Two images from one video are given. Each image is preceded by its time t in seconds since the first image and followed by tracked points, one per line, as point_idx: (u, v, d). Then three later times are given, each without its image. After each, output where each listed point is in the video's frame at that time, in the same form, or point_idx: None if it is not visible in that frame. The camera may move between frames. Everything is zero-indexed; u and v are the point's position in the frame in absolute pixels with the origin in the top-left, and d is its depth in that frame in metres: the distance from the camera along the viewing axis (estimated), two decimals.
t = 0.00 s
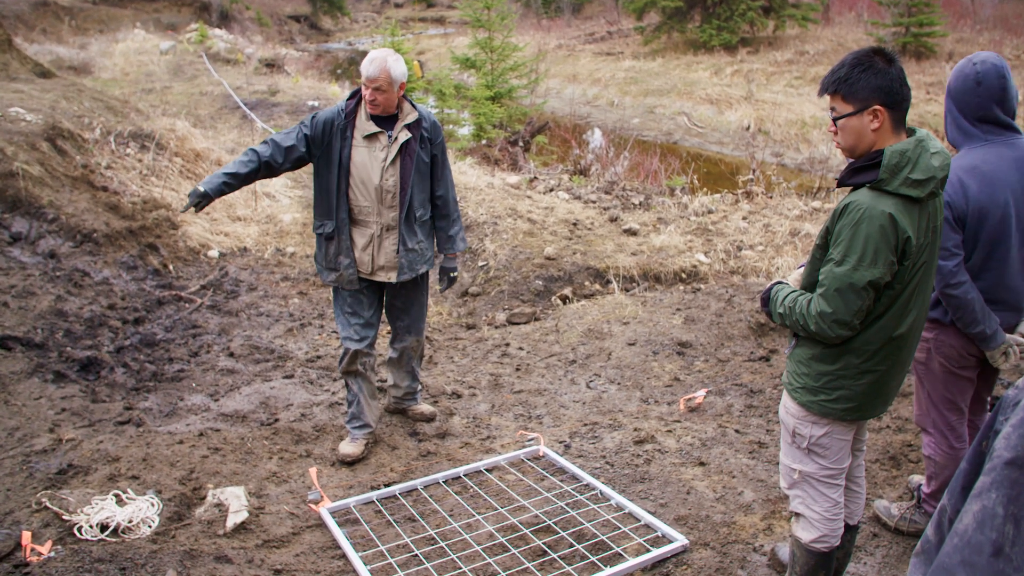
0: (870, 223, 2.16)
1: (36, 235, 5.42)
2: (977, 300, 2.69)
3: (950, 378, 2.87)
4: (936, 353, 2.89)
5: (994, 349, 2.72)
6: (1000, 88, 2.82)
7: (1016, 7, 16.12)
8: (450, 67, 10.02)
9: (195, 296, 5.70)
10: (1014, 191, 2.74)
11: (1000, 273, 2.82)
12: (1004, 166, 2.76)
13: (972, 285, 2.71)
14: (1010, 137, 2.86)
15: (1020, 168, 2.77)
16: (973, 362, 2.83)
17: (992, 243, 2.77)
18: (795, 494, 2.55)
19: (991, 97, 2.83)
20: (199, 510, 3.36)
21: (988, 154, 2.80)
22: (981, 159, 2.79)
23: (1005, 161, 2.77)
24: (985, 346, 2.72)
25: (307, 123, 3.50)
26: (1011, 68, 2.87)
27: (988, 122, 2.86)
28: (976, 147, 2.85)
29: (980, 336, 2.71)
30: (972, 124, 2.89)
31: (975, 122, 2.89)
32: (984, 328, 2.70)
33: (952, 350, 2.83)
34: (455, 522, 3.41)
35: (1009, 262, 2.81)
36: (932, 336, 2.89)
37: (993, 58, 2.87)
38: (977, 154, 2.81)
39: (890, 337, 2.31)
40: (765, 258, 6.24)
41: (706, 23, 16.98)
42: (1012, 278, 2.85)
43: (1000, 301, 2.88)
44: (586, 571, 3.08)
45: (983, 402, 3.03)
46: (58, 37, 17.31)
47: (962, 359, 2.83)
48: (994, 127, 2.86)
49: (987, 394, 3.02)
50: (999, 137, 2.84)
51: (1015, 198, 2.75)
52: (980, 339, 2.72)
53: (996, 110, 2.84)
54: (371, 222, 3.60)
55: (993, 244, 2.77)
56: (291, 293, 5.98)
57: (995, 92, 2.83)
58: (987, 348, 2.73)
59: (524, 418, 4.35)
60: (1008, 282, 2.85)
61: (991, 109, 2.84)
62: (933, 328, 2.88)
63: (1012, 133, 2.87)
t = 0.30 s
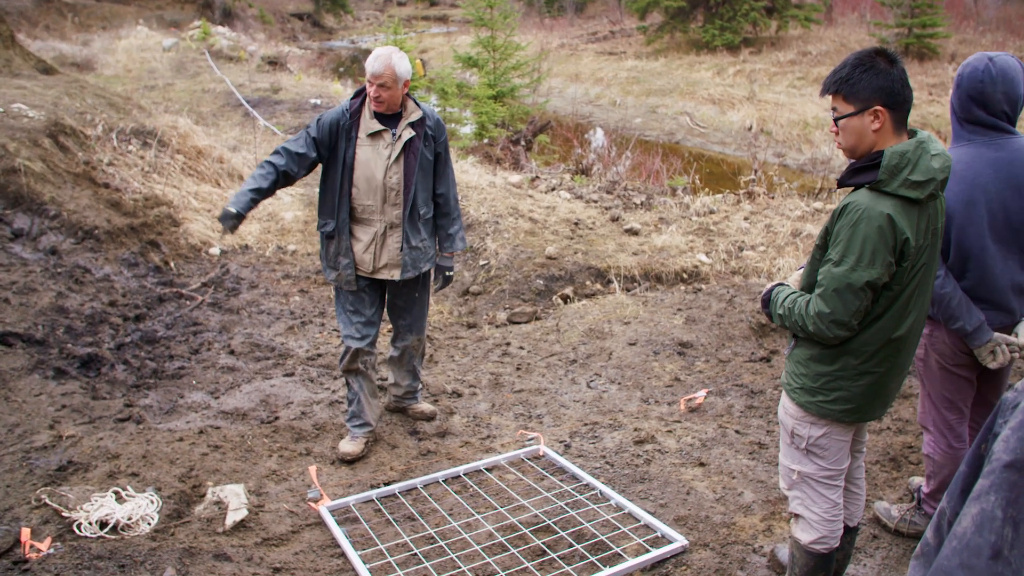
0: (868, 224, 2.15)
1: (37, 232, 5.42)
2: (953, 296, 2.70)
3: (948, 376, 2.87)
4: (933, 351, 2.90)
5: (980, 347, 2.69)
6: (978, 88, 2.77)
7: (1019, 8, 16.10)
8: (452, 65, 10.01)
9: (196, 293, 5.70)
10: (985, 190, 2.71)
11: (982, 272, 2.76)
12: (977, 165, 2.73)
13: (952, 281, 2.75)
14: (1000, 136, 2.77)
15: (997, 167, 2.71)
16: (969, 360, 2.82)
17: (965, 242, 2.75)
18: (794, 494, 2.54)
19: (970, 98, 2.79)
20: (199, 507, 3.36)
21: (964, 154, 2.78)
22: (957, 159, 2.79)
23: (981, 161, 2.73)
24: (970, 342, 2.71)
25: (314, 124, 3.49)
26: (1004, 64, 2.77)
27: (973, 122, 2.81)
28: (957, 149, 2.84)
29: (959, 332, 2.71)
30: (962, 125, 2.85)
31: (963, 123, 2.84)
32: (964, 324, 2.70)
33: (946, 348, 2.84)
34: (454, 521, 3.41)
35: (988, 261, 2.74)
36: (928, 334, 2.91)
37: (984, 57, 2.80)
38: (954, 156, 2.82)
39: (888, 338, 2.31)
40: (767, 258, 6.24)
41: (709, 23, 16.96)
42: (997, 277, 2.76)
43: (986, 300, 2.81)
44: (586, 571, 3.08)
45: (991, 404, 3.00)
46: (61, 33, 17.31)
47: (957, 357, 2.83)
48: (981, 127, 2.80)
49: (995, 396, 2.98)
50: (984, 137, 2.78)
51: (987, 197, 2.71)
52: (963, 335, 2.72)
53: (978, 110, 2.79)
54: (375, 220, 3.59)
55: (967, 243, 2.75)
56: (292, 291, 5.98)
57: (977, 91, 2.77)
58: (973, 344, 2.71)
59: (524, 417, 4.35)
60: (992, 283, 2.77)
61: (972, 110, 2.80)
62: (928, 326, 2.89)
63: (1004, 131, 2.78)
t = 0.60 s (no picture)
0: (866, 222, 2.16)
1: (38, 231, 5.42)
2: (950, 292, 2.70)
3: (947, 373, 2.88)
4: (932, 348, 2.91)
5: (978, 343, 2.69)
6: (973, 86, 2.78)
7: (1020, 7, 16.09)
8: (452, 64, 10.01)
9: (197, 293, 5.70)
10: (981, 187, 2.71)
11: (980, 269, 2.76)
12: (973, 163, 2.74)
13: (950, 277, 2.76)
14: (996, 134, 2.77)
15: (993, 164, 2.71)
16: (968, 358, 2.82)
17: (963, 238, 2.75)
18: (794, 493, 2.54)
19: (966, 96, 2.80)
20: (199, 507, 3.36)
21: (960, 152, 2.79)
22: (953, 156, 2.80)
23: (977, 159, 2.74)
24: (968, 339, 2.70)
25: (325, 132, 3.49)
26: (999, 62, 2.77)
27: (968, 120, 2.82)
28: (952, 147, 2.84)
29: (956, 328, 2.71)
30: (959, 124, 2.85)
31: (960, 121, 2.85)
32: (962, 320, 2.69)
33: (945, 345, 2.84)
34: (454, 520, 3.41)
35: (985, 257, 2.74)
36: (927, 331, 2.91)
37: (978, 55, 2.81)
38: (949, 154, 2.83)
39: (886, 337, 2.31)
40: (767, 257, 6.24)
41: (709, 23, 16.96)
42: (994, 274, 2.76)
43: (984, 297, 2.81)
44: (586, 570, 3.08)
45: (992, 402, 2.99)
46: (61, 33, 17.31)
47: (954, 354, 2.83)
48: (978, 125, 2.80)
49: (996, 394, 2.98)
50: (980, 134, 2.79)
51: (983, 194, 2.71)
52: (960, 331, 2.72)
53: (973, 109, 2.80)
54: (382, 219, 3.60)
55: (964, 239, 2.75)
56: (293, 291, 5.98)
57: (972, 90, 2.78)
58: (971, 340, 2.70)
59: (525, 416, 4.35)
60: (990, 279, 2.77)
61: (967, 108, 2.80)
62: (928, 324, 2.89)
63: (1001, 128, 2.78)
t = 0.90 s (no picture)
0: (861, 221, 2.16)
1: (36, 231, 5.42)
2: (952, 292, 2.71)
3: (945, 372, 2.88)
4: (929, 347, 2.91)
5: (978, 343, 2.69)
6: (973, 84, 2.78)
7: (1018, 7, 16.10)
8: (451, 63, 10.01)
9: (196, 292, 5.70)
10: (982, 186, 2.72)
11: (980, 269, 2.77)
12: (975, 161, 2.74)
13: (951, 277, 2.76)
14: (995, 133, 2.78)
15: (994, 163, 2.72)
16: (966, 357, 2.83)
17: (964, 238, 2.75)
18: (792, 491, 2.55)
19: (966, 94, 2.80)
20: (198, 506, 3.37)
21: (961, 150, 2.79)
22: (953, 155, 2.80)
23: (978, 157, 2.74)
24: (968, 339, 2.71)
25: (332, 135, 3.46)
26: (996, 62, 2.79)
27: (968, 119, 2.82)
28: (953, 145, 2.83)
29: (958, 328, 2.71)
30: (957, 122, 2.85)
31: (957, 120, 2.85)
32: (963, 321, 2.70)
33: (943, 345, 2.85)
34: (453, 519, 3.42)
35: (986, 257, 2.75)
36: (925, 331, 2.91)
37: (976, 53, 2.82)
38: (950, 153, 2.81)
39: (882, 335, 2.32)
40: (765, 257, 6.24)
41: (708, 22, 16.97)
42: (994, 273, 2.77)
43: (983, 296, 2.82)
44: (585, 568, 3.09)
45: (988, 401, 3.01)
46: (59, 33, 17.29)
47: (953, 353, 2.83)
48: (977, 124, 2.80)
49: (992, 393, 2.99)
50: (980, 133, 2.79)
51: (985, 192, 2.71)
52: (961, 331, 2.72)
53: (972, 107, 2.79)
54: (384, 219, 3.63)
55: (966, 238, 2.75)
56: (291, 290, 5.98)
57: (974, 88, 2.78)
58: (972, 340, 2.71)
59: (523, 416, 4.35)
60: (990, 278, 2.77)
61: (968, 106, 2.80)
62: (925, 323, 2.89)
63: (998, 127, 2.80)
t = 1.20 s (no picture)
0: (855, 219, 2.17)
1: (35, 230, 5.41)
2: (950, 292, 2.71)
3: (941, 372, 2.89)
4: (926, 347, 2.91)
5: (975, 343, 2.70)
6: (974, 83, 2.79)
7: (1016, 7, 16.11)
8: (449, 63, 10.01)
9: (194, 292, 5.70)
10: (982, 185, 2.72)
11: (978, 269, 2.77)
12: (975, 160, 2.74)
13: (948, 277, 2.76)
14: (994, 133, 2.78)
15: (993, 162, 2.72)
16: (962, 357, 2.83)
17: (963, 237, 2.75)
18: (789, 489, 2.55)
19: (967, 94, 2.80)
20: (196, 505, 3.37)
21: (960, 149, 2.79)
22: (952, 154, 2.80)
23: (977, 156, 2.74)
24: (965, 339, 2.71)
25: (330, 131, 3.47)
26: (996, 62, 2.80)
27: (968, 118, 2.82)
28: (952, 144, 2.83)
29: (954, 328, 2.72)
30: (956, 120, 2.84)
31: (956, 119, 2.85)
32: (960, 321, 2.70)
33: (939, 345, 2.85)
34: (451, 518, 3.42)
35: (984, 256, 2.75)
36: (921, 331, 2.91)
37: (977, 53, 2.83)
38: (949, 152, 2.81)
39: (878, 333, 2.32)
40: (763, 257, 6.25)
41: (706, 22, 16.98)
42: (992, 272, 2.77)
43: (980, 296, 2.82)
44: (583, 567, 3.09)
45: (983, 399, 3.01)
46: (58, 32, 17.28)
47: (949, 354, 2.84)
48: (976, 123, 2.81)
49: (988, 392, 3.00)
50: (979, 132, 2.79)
51: (985, 191, 2.72)
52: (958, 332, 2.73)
53: (973, 106, 2.79)
54: (379, 217, 3.62)
55: (965, 237, 2.75)
56: (290, 290, 5.98)
57: (974, 87, 2.79)
58: (968, 340, 2.71)
59: (522, 415, 4.36)
60: (988, 277, 2.77)
61: (968, 106, 2.80)
62: (922, 323, 2.89)
63: (996, 127, 2.80)
